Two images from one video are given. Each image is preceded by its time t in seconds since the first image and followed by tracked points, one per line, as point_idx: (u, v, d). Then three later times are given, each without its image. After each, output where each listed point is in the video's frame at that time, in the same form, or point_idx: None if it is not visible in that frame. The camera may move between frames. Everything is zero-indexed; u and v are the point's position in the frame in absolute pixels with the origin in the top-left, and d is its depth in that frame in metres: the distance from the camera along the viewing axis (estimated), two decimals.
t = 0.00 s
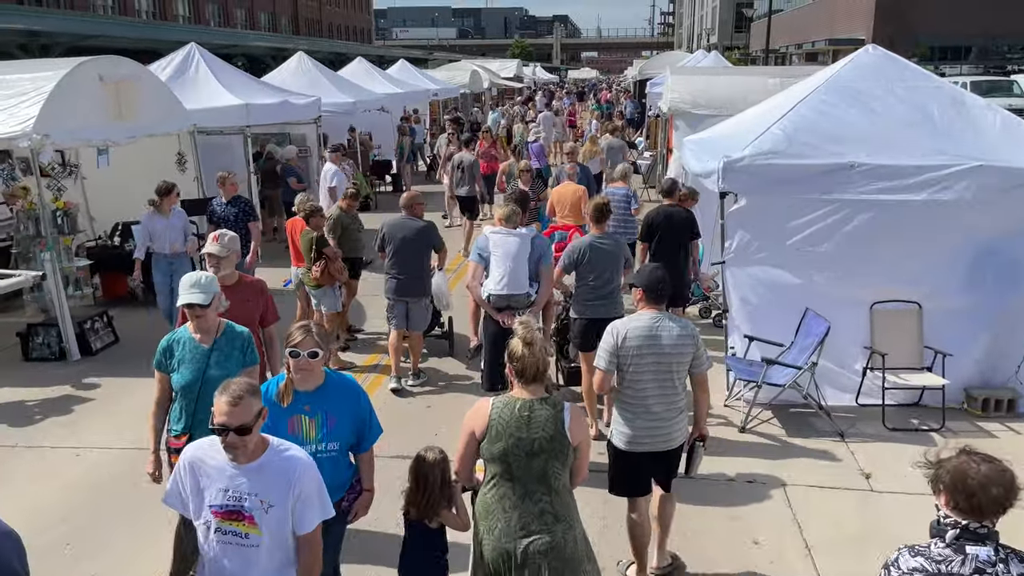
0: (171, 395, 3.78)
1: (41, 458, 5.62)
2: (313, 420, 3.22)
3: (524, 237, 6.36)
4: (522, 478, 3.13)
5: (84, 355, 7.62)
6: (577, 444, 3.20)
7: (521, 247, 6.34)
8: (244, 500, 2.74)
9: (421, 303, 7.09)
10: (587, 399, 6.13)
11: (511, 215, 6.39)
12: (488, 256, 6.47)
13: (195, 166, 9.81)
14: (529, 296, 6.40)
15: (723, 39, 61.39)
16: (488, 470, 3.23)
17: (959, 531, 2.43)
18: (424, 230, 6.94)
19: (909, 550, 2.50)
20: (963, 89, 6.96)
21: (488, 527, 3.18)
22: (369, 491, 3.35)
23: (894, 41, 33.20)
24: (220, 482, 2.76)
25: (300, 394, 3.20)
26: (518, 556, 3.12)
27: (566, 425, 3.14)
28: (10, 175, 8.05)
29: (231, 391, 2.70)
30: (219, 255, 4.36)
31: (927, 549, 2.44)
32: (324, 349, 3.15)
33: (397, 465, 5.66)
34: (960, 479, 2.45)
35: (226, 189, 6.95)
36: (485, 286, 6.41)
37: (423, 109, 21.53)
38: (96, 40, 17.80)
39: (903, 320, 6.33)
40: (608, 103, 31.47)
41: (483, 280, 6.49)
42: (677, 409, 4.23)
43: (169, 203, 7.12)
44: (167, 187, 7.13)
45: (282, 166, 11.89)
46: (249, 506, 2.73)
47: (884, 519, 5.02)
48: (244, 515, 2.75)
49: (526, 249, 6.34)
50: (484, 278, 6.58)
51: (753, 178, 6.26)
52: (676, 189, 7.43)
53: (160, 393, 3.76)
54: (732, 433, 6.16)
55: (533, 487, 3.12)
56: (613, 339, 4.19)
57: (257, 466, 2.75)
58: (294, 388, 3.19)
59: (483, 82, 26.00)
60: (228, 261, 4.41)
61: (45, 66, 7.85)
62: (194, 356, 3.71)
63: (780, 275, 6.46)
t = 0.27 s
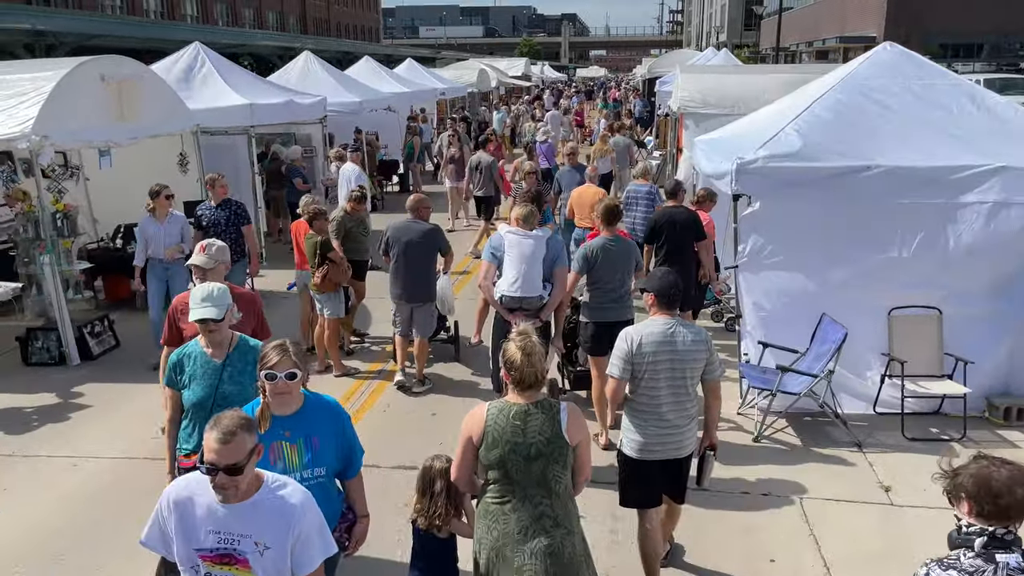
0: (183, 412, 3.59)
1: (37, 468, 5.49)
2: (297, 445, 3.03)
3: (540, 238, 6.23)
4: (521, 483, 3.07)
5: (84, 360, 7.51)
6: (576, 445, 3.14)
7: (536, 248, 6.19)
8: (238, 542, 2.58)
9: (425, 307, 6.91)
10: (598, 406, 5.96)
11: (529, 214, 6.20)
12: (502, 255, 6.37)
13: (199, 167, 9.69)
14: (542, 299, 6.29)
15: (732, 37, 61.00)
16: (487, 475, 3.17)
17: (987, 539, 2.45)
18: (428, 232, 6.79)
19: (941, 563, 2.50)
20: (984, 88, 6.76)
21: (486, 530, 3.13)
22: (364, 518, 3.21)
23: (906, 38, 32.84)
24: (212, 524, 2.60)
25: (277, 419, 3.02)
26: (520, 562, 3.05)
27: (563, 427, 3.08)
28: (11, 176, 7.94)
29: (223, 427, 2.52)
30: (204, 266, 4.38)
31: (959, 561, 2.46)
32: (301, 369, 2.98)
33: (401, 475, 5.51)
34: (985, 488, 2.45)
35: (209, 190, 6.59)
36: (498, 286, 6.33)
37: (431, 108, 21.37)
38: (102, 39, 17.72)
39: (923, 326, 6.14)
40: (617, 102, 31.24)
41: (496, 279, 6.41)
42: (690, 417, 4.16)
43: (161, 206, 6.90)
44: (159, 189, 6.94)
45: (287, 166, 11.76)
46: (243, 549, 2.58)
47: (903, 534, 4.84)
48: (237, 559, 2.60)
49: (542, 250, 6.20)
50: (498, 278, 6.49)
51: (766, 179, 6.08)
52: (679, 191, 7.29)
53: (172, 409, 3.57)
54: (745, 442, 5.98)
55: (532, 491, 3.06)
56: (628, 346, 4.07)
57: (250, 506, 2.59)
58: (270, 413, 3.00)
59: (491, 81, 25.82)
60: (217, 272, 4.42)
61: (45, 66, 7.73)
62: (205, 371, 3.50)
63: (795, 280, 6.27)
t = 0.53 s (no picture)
0: (175, 428, 3.41)
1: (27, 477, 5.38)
2: (266, 474, 2.85)
3: (547, 240, 6.07)
4: (511, 488, 3.10)
5: (81, 365, 7.40)
6: (567, 448, 3.16)
7: (543, 249, 6.03)
8: None
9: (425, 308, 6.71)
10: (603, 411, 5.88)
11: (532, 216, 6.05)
12: (508, 257, 6.21)
13: (199, 168, 9.57)
14: (550, 300, 6.08)
15: (740, 35, 60.68)
16: (477, 479, 3.20)
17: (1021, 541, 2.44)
18: (427, 233, 6.63)
19: (978, 572, 2.46)
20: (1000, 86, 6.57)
21: (478, 537, 3.17)
22: (348, 545, 3.07)
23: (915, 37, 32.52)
24: None
25: (244, 445, 2.84)
26: (514, 564, 3.12)
27: (553, 431, 3.10)
28: (7, 178, 7.83)
29: (177, 470, 2.37)
30: (190, 279, 4.13)
31: (998, 566, 2.42)
32: (267, 391, 2.79)
33: (400, 484, 5.37)
34: (1008, 491, 2.49)
35: (203, 199, 6.21)
36: (504, 288, 6.15)
37: (436, 108, 21.22)
38: (105, 40, 17.63)
39: (938, 330, 5.96)
40: (623, 102, 31.02)
41: (502, 281, 6.24)
42: (699, 417, 4.17)
43: (143, 214, 6.70)
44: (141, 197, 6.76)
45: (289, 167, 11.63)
46: None
47: (918, 547, 4.68)
48: None
49: (549, 252, 6.04)
50: (505, 280, 6.33)
51: (776, 180, 5.91)
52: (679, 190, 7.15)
53: (166, 425, 3.39)
54: (754, 450, 5.82)
55: (523, 496, 3.10)
56: (638, 345, 4.11)
57: (214, 553, 2.42)
58: (235, 440, 2.83)
59: (497, 81, 25.67)
60: (203, 285, 4.19)
61: (41, 66, 7.62)
62: (203, 387, 3.32)
63: (806, 283, 6.10)
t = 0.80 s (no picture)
0: (158, 451, 3.24)
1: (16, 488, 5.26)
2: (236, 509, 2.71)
3: (548, 242, 5.91)
4: (507, 495, 3.02)
5: (75, 371, 7.29)
6: (562, 454, 3.09)
7: (545, 252, 5.87)
8: None
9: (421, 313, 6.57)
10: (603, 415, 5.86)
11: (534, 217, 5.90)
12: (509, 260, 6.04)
13: (196, 170, 9.46)
14: (551, 304, 5.91)
15: (744, 35, 60.46)
16: (469, 490, 3.11)
17: None
18: (423, 235, 6.52)
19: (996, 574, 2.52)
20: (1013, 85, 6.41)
21: (474, 551, 3.05)
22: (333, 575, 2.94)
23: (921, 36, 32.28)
24: None
25: (211, 479, 2.69)
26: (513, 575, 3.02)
27: (548, 435, 3.04)
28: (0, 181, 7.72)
29: (86, 533, 2.14)
30: (180, 295, 4.01)
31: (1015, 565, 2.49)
32: (234, 421, 2.67)
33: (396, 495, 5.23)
34: (1018, 489, 2.62)
35: (199, 206, 6.07)
36: (505, 290, 5.97)
37: (438, 109, 21.09)
38: (103, 41, 17.53)
39: (949, 337, 5.81)
40: (626, 102, 30.85)
41: (503, 284, 6.06)
42: (706, 418, 4.19)
43: (116, 222, 6.46)
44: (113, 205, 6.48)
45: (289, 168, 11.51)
46: None
47: (930, 563, 4.52)
48: None
49: (550, 255, 5.88)
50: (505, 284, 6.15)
51: (783, 183, 5.75)
52: (679, 193, 7.12)
53: (149, 448, 3.23)
54: (760, 460, 5.66)
55: (520, 503, 3.02)
56: (647, 349, 4.10)
57: None
58: (201, 475, 2.67)
59: (500, 81, 25.54)
60: (194, 300, 4.06)
61: (35, 67, 7.51)
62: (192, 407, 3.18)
63: (813, 289, 5.94)
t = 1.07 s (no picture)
0: (134, 488, 3.10)
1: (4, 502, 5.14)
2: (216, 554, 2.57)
3: (549, 248, 5.72)
4: (515, 508, 3.00)
5: (68, 380, 7.16)
6: (568, 463, 3.11)
7: (545, 259, 5.68)
8: None
9: (420, 320, 6.44)
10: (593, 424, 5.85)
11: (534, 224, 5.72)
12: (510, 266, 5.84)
13: (193, 174, 9.33)
14: (552, 312, 5.74)
15: (747, 36, 60.43)
16: (474, 503, 3.06)
17: None
18: (422, 241, 6.40)
19: None
20: None
21: (480, 563, 3.03)
22: None
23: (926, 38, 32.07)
24: None
25: (188, 527, 2.56)
26: None
27: (557, 446, 3.04)
28: None
29: None
30: (159, 316, 3.80)
31: None
32: (210, 464, 2.52)
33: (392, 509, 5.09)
34: (1017, 496, 2.63)
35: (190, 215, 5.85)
36: (506, 298, 5.79)
37: (439, 111, 20.94)
38: (101, 43, 17.42)
39: (960, 347, 5.67)
40: (629, 103, 30.69)
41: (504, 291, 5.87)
42: (709, 427, 4.16)
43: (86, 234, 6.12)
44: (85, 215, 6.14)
45: (288, 171, 11.38)
46: None
47: None
48: None
49: (552, 262, 5.69)
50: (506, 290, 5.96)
51: (790, 188, 5.61)
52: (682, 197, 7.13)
53: (123, 484, 3.08)
54: (766, 472, 5.52)
55: (528, 516, 3.01)
56: (645, 358, 4.11)
57: None
58: (176, 521, 2.54)
59: (502, 83, 25.38)
60: (174, 322, 3.84)
61: (28, 69, 7.38)
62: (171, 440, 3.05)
63: (821, 298, 5.80)
